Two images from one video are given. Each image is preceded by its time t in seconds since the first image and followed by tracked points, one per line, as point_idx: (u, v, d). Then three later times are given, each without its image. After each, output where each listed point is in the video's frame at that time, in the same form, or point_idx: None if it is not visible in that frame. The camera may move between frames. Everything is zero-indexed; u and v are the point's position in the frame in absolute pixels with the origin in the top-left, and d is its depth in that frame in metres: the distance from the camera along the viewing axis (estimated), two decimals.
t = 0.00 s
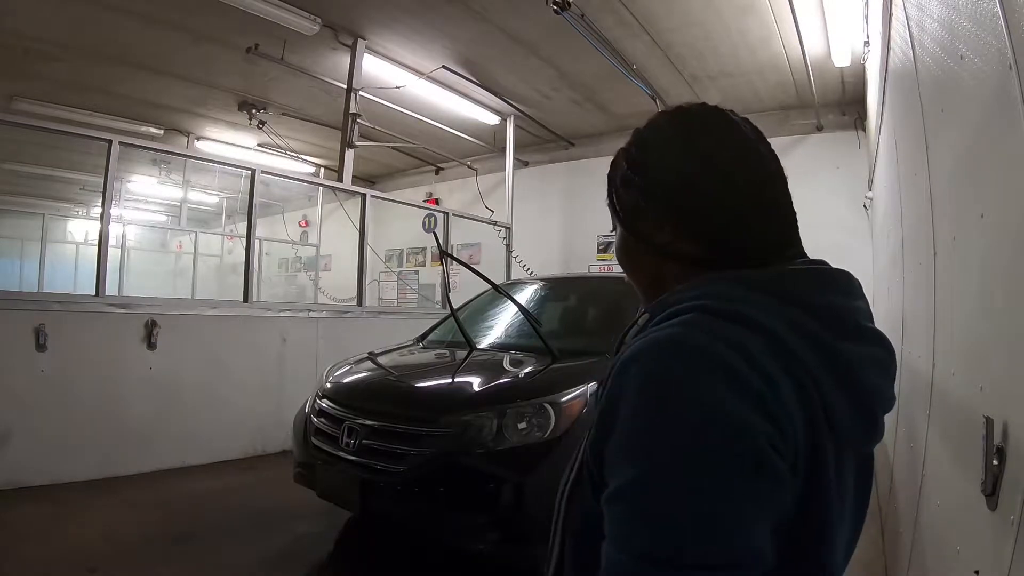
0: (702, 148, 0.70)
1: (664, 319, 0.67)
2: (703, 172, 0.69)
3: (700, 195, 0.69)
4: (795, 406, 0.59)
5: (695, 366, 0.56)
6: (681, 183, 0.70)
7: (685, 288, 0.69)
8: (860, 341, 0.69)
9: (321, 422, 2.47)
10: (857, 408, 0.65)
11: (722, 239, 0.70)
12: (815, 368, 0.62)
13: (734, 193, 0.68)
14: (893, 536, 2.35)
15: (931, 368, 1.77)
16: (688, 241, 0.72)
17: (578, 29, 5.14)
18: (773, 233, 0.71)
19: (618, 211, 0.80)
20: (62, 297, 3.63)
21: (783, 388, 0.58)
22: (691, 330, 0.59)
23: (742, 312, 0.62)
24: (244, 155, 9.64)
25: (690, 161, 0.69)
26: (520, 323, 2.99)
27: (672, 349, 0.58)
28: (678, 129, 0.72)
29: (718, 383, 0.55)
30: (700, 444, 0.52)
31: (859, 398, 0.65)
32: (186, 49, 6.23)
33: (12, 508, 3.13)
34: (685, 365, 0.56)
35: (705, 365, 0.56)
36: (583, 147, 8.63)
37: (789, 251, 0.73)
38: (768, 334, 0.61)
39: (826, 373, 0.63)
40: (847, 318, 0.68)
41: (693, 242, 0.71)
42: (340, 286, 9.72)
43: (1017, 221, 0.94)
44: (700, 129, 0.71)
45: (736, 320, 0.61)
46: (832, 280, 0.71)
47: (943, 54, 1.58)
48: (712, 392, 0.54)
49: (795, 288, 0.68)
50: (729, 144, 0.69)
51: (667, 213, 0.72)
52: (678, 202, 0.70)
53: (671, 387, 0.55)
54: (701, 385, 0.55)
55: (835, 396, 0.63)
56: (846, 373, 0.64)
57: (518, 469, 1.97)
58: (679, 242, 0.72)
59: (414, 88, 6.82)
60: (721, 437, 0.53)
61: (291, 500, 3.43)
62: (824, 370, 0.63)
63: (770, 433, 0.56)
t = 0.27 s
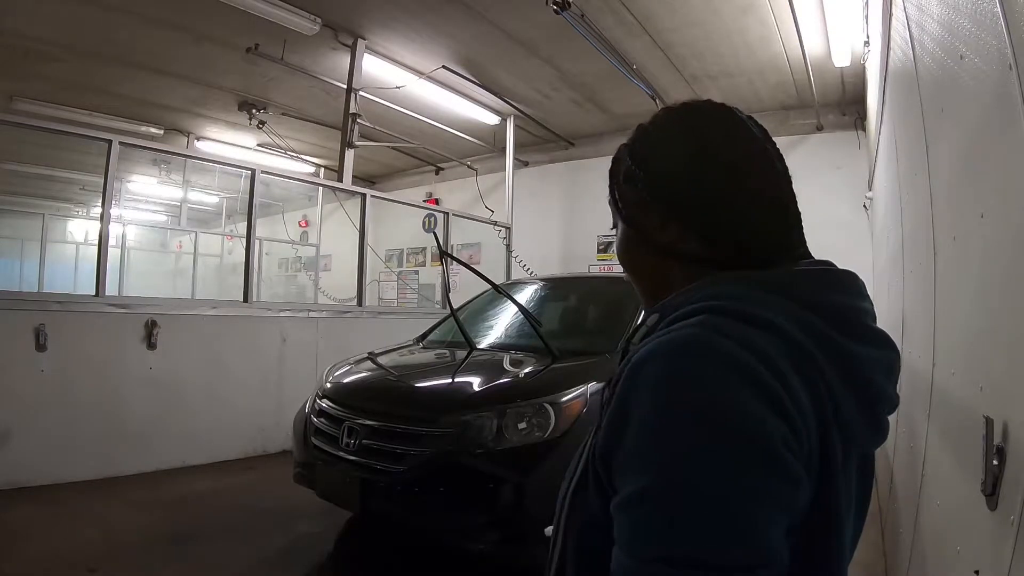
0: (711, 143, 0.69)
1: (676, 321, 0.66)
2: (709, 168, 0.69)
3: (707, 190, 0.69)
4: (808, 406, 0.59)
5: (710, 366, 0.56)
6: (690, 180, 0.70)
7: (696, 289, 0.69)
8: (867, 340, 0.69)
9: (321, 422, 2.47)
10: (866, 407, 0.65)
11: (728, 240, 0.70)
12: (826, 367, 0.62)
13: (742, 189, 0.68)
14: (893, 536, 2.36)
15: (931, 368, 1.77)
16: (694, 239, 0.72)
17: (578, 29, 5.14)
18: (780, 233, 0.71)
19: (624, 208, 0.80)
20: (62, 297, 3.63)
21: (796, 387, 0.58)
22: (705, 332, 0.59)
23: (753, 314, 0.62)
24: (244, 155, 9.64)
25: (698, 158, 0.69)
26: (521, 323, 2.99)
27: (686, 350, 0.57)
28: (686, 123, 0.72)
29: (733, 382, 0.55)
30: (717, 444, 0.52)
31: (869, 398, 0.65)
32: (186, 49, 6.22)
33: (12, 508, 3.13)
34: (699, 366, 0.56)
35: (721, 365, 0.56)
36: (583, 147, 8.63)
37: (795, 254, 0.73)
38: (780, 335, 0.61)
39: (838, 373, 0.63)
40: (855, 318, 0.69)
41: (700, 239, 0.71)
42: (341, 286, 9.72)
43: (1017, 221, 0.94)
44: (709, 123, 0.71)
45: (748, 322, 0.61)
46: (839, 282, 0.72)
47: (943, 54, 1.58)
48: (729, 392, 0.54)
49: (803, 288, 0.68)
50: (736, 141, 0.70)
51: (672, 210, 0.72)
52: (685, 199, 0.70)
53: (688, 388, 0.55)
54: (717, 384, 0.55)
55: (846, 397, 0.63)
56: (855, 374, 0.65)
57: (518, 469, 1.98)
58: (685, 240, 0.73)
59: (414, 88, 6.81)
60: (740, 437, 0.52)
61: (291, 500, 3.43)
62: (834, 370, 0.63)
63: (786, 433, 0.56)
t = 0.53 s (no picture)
0: (710, 138, 0.68)
1: (708, 330, 0.59)
2: (720, 160, 0.67)
3: (722, 182, 0.66)
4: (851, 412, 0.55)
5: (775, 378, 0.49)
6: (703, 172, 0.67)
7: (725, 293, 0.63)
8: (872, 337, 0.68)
9: (321, 422, 2.47)
10: (878, 405, 0.64)
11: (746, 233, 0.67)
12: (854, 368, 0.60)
13: (741, 182, 0.67)
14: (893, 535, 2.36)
15: (931, 368, 1.77)
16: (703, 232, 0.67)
17: (578, 29, 5.13)
18: (788, 230, 0.70)
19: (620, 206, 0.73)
20: (62, 297, 3.63)
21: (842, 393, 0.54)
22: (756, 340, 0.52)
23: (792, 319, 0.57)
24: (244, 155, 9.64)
25: (708, 149, 0.67)
26: (521, 323, 2.99)
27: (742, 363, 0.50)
28: (682, 115, 0.70)
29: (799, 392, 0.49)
30: (803, 464, 0.46)
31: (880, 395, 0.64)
32: (186, 49, 6.23)
33: (12, 508, 3.13)
34: (762, 380, 0.49)
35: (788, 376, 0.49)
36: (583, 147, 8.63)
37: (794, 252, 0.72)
38: (820, 336, 0.57)
39: (864, 374, 0.61)
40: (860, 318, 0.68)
41: (720, 234, 0.67)
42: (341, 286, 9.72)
43: (1018, 219, 0.94)
44: (705, 115, 0.69)
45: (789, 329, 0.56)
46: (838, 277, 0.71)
47: (943, 54, 1.58)
48: (802, 404, 0.48)
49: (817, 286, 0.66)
50: (738, 133, 0.68)
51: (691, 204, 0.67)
52: (699, 190, 0.67)
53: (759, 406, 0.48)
54: (791, 397, 0.48)
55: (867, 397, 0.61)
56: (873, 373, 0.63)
57: (518, 469, 1.98)
58: (699, 236, 0.68)
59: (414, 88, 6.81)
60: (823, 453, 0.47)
61: (291, 500, 3.43)
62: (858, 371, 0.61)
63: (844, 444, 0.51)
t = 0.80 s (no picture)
0: (726, 114, 0.58)
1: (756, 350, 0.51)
2: (736, 147, 0.57)
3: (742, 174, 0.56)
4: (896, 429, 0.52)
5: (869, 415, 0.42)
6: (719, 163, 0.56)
7: (776, 300, 0.54)
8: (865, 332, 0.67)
9: (321, 422, 2.47)
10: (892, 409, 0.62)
11: (766, 231, 0.58)
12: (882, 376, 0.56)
13: (762, 167, 0.58)
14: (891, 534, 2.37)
15: (931, 368, 1.77)
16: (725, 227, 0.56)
17: (578, 29, 5.13)
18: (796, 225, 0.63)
19: (615, 206, 0.59)
20: (63, 297, 3.63)
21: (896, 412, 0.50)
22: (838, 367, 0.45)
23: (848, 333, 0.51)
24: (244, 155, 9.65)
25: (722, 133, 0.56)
26: (521, 323, 2.99)
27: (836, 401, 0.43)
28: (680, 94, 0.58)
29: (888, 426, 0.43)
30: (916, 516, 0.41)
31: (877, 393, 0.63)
32: (186, 49, 6.23)
33: (12, 508, 3.12)
34: (859, 419, 0.42)
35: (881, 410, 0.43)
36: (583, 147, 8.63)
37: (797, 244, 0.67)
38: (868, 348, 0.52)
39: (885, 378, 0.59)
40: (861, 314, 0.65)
41: (741, 235, 0.57)
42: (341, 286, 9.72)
43: (1016, 221, 0.95)
44: (709, 91, 0.58)
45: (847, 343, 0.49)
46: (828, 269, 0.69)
47: (943, 54, 1.58)
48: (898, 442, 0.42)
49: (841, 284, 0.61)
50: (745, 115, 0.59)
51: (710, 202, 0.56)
52: (719, 184, 0.56)
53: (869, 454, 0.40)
54: (892, 435, 0.42)
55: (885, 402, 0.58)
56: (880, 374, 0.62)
57: (518, 469, 1.98)
58: (720, 232, 0.57)
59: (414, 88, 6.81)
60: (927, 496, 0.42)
61: (291, 500, 3.43)
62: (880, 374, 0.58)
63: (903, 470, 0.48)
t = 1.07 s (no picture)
0: (725, 100, 0.56)
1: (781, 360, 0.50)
2: (737, 138, 0.56)
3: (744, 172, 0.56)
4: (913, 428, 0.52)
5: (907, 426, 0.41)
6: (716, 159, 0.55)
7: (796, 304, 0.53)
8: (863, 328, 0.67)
9: (321, 422, 2.47)
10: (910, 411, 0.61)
11: (765, 232, 0.58)
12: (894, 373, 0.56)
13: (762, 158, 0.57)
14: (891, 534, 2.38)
15: (930, 368, 1.77)
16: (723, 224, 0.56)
17: (578, 29, 5.13)
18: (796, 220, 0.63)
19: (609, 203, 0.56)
20: (63, 297, 3.63)
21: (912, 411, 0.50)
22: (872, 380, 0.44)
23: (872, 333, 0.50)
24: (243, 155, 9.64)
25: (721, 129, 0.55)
26: (521, 323, 2.99)
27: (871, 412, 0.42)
28: (676, 87, 0.57)
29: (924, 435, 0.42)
30: (964, 535, 0.39)
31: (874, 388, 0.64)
32: (186, 49, 6.23)
33: (12, 509, 3.12)
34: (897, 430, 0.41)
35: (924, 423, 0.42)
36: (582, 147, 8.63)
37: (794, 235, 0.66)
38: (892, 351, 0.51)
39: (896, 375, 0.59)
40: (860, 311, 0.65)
41: (742, 233, 0.57)
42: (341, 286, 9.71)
43: (1015, 222, 0.95)
44: (707, 78, 0.57)
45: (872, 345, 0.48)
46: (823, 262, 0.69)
47: (943, 54, 1.58)
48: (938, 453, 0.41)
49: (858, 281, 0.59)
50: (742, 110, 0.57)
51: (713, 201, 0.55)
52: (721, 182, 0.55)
53: (913, 472, 0.39)
54: (933, 453, 0.41)
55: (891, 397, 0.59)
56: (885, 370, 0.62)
57: (518, 469, 1.98)
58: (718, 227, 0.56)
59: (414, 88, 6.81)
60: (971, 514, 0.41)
61: (291, 500, 3.43)
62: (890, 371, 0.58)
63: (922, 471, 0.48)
